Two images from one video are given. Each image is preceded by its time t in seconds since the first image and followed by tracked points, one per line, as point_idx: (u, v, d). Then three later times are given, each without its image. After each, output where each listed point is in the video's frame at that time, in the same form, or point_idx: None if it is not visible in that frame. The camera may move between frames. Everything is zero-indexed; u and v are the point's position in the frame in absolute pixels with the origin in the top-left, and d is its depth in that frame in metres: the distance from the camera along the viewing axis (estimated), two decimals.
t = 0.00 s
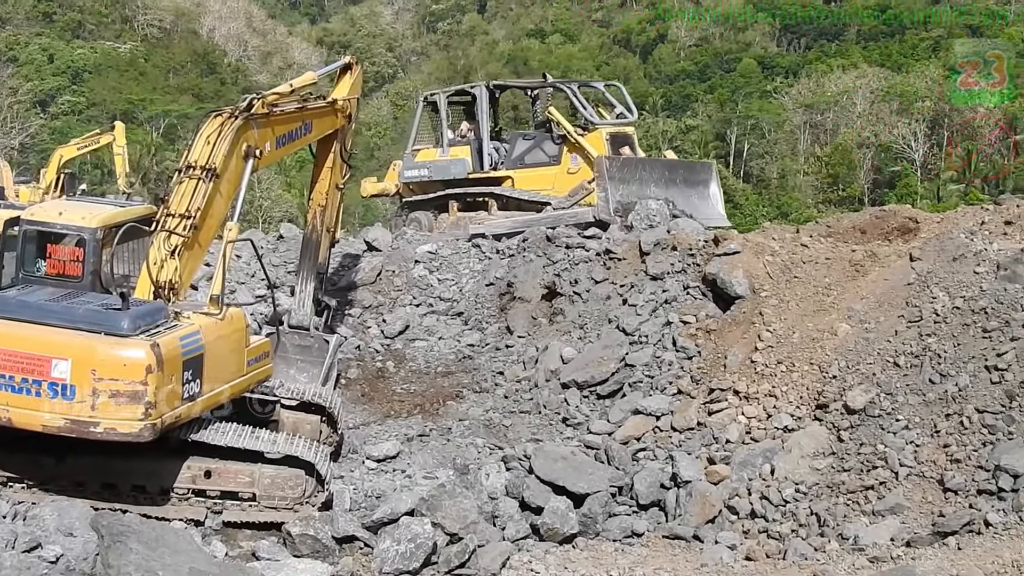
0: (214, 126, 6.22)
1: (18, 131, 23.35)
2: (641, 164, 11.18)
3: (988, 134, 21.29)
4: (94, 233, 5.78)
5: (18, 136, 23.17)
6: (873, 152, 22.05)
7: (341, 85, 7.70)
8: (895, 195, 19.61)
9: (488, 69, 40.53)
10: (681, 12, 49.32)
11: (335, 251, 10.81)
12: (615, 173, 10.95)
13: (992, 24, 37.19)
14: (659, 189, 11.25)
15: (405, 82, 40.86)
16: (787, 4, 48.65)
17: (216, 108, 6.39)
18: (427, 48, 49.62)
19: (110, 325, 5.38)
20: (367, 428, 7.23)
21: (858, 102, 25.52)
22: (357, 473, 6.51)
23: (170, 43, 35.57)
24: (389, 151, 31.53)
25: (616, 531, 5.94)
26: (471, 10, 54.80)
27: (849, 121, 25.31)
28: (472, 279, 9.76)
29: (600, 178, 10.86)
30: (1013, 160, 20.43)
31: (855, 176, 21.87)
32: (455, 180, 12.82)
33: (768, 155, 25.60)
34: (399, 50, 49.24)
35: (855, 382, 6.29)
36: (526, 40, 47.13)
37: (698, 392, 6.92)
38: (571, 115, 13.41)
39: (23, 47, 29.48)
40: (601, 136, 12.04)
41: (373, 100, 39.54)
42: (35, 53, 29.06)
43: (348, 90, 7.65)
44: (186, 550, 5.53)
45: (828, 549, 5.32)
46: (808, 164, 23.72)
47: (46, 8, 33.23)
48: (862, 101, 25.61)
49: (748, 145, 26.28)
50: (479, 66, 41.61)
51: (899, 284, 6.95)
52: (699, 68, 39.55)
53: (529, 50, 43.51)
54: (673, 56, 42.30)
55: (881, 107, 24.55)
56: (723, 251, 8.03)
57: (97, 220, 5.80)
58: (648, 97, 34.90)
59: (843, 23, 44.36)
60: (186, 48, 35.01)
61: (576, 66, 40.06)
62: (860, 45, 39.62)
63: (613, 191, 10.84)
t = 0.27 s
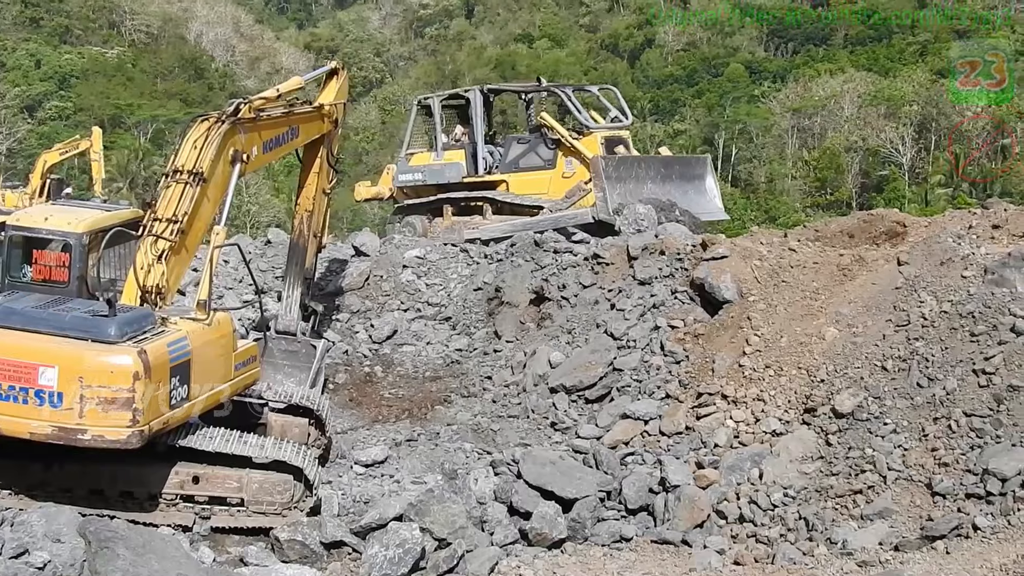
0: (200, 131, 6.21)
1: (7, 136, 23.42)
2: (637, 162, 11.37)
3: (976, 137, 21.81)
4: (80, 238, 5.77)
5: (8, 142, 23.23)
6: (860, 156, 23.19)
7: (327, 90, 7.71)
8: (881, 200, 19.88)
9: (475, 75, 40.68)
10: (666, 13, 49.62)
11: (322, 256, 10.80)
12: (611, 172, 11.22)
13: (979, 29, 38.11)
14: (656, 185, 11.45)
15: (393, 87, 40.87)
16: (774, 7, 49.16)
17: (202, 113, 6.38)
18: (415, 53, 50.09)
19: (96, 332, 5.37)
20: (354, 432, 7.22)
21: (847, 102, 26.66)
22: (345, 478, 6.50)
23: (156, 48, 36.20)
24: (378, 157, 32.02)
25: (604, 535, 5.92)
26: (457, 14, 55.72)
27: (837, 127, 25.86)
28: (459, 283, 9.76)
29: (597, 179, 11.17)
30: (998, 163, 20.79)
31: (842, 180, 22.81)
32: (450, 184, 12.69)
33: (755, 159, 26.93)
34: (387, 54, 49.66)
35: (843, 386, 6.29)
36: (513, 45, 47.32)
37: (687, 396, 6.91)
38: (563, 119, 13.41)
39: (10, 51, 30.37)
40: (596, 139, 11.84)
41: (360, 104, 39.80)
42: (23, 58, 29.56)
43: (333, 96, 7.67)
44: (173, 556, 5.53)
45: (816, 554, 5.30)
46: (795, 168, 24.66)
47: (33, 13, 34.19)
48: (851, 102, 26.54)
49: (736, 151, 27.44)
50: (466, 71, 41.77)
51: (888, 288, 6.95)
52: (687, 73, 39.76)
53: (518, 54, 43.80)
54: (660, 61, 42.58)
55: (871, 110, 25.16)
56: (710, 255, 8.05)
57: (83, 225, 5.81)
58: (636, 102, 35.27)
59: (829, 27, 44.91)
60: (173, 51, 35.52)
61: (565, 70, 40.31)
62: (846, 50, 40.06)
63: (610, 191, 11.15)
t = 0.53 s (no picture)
0: (189, 137, 6.21)
1: None
2: (630, 164, 11.32)
3: (966, 146, 23.41)
4: (68, 245, 5.79)
5: None
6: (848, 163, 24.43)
7: (315, 97, 7.75)
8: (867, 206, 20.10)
9: (463, 82, 40.88)
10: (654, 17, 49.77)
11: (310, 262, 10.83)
12: (605, 175, 11.14)
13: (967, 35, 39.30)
14: (649, 186, 11.47)
15: (382, 94, 41.16)
16: (762, 13, 49.54)
17: (190, 120, 6.38)
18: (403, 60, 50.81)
19: (84, 342, 5.36)
20: (343, 440, 7.21)
21: (835, 109, 27.44)
22: (333, 486, 6.48)
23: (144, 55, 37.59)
24: (367, 163, 33.13)
25: (593, 542, 5.90)
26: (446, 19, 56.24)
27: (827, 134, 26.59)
28: (448, 290, 9.83)
29: (591, 181, 11.07)
30: (987, 168, 22.28)
31: (830, 187, 24.10)
32: (444, 190, 12.73)
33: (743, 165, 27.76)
34: (376, 62, 50.33)
35: (831, 392, 6.30)
36: (502, 52, 47.53)
37: (675, 403, 6.91)
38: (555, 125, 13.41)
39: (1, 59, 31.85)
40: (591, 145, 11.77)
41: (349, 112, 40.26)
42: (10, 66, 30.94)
43: (323, 102, 7.70)
44: (161, 564, 5.52)
45: (806, 560, 5.27)
46: (785, 175, 25.56)
47: (20, 20, 35.89)
48: (840, 108, 27.43)
49: (726, 156, 28.44)
50: (456, 78, 41.96)
51: (876, 294, 6.96)
52: (675, 79, 39.90)
53: (508, 59, 43.95)
54: (648, 67, 42.72)
55: (859, 116, 26.37)
56: (699, 262, 8.09)
57: (71, 233, 5.82)
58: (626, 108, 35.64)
59: (817, 33, 45.37)
60: (160, 59, 36.82)
61: (554, 77, 40.57)
62: (833, 56, 40.44)
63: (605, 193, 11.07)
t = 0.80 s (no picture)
0: (179, 145, 6.20)
1: None
2: (625, 172, 11.45)
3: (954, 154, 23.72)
4: (57, 254, 5.78)
5: None
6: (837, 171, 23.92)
7: (304, 106, 7.80)
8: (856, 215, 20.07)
9: (452, 91, 40.89)
10: (644, 27, 49.74)
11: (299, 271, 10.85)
12: (599, 182, 11.34)
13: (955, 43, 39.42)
14: (644, 195, 11.50)
15: (370, 102, 42.07)
16: (752, 22, 49.60)
17: (180, 128, 6.38)
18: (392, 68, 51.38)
19: (74, 352, 5.36)
20: (333, 448, 7.22)
21: (824, 117, 27.46)
22: (323, 494, 6.49)
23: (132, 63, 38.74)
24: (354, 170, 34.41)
25: (583, 550, 5.87)
26: (436, 27, 56.77)
27: (816, 143, 26.64)
28: (437, 299, 9.91)
29: (586, 188, 11.30)
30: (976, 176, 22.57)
31: (819, 195, 23.51)
32: (440, 198, 12.61)
33: (732, 173, 27.85)
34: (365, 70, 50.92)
35: (821, 401, 6.30)
36: (491, 60, 47.37)
37: (665, 411, 6.91)
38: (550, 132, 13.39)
39: None
40: (587, 154, 11.82)
41: (338, 121, 40.48)
42: None
43: (311, 111, 7.75)
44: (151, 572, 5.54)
45: (796, 568, 5.23)
46: (772, 182, 24.98)
47: (10, 27, 37.09)
48: (828, 117, 27.40)
49: (715, 165, 28.41)
50: (443, 87, 41.89)
51: (865, 302, 6.98)
52: (663, 88, 39.69)
53: (497, 68, 44.02)
54: (637, 75, 42.65)
55: (848, 125, 26.32)
56: (688, 270, 8.11)
57: (60, 242, 5.81)
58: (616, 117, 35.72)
59: (805, 41, 45.53)
60: (150, 67, 37.94)
61: (543, 85, 40.47)
62: (823, 65, 40.49)
63: (600, 201, 11.28)
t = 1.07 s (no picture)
0: (169, 155, 6.19)
1: None
2: (622, 179, 11.43)
3: (945, 163, 24.67)
4: (48, 263, 5.77)
5: None
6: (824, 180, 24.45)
7: (295, 116, 7.83)
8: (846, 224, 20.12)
9: (443, 100, 40.95)
10: (635, 35, 49.84)
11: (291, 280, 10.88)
12: (596, 190, 11.34)
13: (946, 51, 40.07)
14: (641, 203, 11.45)
15: (361, 112, 42.42)
16: (742, 30, 49.81)
17: (171, 137, 6.37)
18: (383, 77, 51.89)
19: (65, 360, 5.34)
20: (324, 458, 7.26)
21: (815, 126, 27.58)
22: (314, 503, 6.49)
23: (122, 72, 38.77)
24: (345, 181, 35.21)
25: (575, 559, 5.84)
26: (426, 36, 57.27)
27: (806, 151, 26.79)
28: (428, 308, 9.92)
29: (582, 196, 11.30)
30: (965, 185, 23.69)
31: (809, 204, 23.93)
32: (436, 207, 12.58)
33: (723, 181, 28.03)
34: (356, 79, 51.21)
35: (812, 409, 6.31)
36: (481, 69, 47.27)
37: (656, 419, 6.92)
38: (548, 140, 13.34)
39: None
40: (585, 162, 11.71)
41: (329, 131, 40.70)
42: None
43: (301, 121, 7.78)
44: None
45: None
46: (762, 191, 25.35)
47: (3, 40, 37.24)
48: (819, 125, 27.50)
49: (705, 173, 28.52)
50: (434, 95, 41.94)
51: (855, 310, 7.00)
52: (654, 96, 39.67)
53: (488, 76, 44.13)
54: (628, 84, 42.72)
55: (838, 132, 26.55)
56: (679, 279, 8.13)
57: (51, 251, 5.80)
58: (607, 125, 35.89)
59: (795, 50, 45.81)
60: (141, 75, 38.44)
61: (534, 94, 40.49)
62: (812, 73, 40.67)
63: (596, 208, 11.28)
